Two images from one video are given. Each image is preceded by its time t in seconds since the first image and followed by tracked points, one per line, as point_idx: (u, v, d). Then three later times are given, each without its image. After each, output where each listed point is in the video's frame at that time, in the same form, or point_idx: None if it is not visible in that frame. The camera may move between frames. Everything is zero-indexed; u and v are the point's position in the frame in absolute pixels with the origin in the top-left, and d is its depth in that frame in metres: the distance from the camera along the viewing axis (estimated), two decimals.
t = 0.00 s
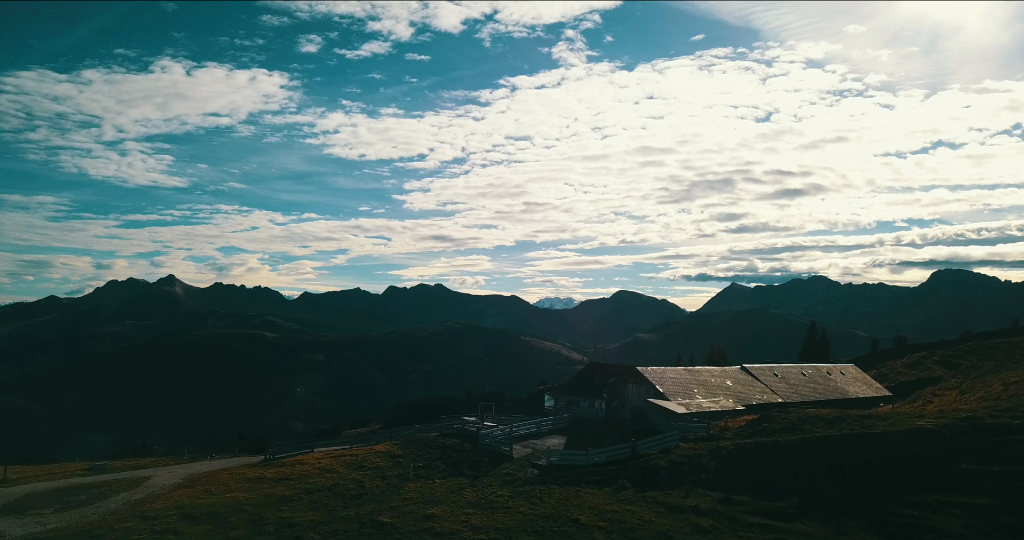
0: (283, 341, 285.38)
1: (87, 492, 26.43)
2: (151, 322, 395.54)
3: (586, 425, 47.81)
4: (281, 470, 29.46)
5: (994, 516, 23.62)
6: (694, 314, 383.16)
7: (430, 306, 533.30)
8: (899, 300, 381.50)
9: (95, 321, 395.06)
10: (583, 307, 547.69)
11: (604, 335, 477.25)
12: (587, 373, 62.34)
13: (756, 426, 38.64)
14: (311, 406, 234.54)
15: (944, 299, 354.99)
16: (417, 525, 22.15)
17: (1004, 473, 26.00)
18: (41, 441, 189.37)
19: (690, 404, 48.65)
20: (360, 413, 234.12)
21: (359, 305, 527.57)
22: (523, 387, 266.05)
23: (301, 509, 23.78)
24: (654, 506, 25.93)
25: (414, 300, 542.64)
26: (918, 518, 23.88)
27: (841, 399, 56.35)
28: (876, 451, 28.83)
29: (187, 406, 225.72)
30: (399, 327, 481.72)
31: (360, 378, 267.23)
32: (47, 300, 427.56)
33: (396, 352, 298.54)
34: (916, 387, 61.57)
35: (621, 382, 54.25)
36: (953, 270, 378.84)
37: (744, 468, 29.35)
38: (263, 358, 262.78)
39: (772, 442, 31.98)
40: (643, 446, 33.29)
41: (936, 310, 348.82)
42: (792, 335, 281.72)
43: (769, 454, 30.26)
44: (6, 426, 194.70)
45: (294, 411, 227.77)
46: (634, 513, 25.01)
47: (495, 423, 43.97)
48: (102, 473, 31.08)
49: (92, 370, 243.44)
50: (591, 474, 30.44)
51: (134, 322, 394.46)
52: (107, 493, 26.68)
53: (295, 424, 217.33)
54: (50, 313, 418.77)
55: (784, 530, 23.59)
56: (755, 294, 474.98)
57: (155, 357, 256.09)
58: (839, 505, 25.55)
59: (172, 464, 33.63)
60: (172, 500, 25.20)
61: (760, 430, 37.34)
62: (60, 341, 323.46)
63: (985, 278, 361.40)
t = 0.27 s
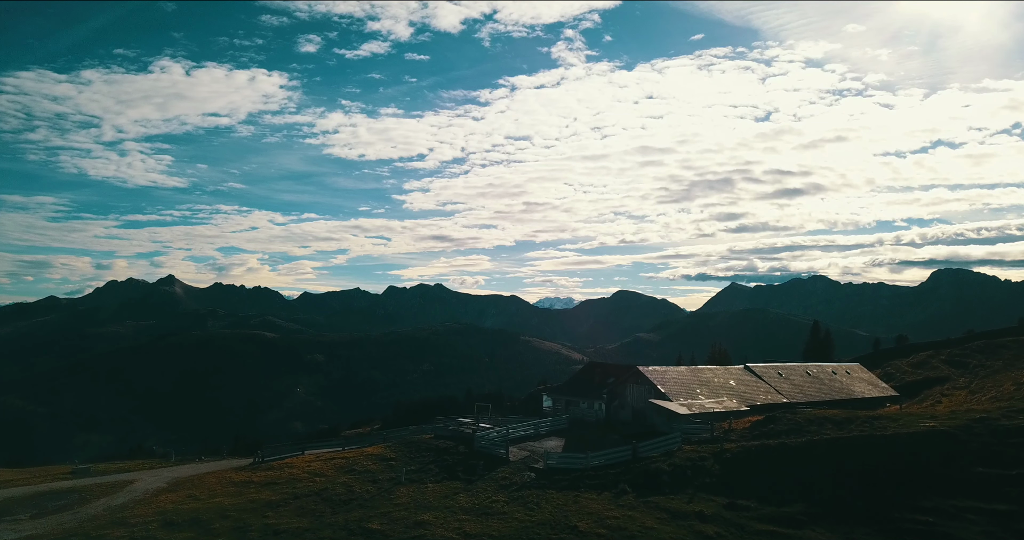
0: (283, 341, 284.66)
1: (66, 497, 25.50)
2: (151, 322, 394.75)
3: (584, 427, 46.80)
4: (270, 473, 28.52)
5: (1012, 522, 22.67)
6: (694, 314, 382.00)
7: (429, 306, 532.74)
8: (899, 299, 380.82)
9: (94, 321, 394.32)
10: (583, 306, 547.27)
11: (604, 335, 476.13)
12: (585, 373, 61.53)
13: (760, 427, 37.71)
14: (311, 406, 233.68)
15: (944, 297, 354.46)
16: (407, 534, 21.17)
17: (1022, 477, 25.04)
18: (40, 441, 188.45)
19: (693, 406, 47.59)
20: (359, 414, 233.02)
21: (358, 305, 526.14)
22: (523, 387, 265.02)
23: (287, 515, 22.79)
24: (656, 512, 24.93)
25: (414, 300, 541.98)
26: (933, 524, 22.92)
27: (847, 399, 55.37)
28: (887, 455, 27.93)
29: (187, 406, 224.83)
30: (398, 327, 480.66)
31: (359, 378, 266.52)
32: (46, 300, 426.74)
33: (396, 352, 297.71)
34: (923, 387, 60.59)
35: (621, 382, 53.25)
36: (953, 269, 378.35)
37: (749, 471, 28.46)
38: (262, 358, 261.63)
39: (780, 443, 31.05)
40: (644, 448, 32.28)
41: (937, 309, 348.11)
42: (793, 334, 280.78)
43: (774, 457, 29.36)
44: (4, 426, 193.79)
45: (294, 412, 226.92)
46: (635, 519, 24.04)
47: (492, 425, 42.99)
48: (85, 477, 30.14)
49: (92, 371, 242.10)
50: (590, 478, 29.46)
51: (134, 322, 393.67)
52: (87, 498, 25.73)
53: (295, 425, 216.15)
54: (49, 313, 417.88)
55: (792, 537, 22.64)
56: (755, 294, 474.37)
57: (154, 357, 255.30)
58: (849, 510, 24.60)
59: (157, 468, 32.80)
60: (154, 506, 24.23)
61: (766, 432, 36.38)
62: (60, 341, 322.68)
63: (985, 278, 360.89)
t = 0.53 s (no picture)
0: (283, 341, 283.94)
1: (47, 502, 24.67)
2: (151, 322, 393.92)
3: (584, 429, 45.89)
4: (259, 476, 27.73)
5: None
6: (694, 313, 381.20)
7: (429, 306, 532.10)
8: (899, 299, 380.32)
9: (94, 321, 393.41)
10: (583, 306, 546.70)
11: (604, 334, 475.31)
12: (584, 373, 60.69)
13: (766, 429, 36.89)
14: (311, 406, 232.94)
15: (944, 297, 353.94)
16: None
17: None
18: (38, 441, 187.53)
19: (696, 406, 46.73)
20: (359, 414, 232.11)
21: (358, 305, 524.98)
22: (523, 387, 264.23)
23: (275, 521, 21.95)
24: (658, 517, 24.09)
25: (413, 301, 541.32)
26: (947, 531, 22.14)
27: (853, 399, 54.56)
28: (898, 458, 27.13)
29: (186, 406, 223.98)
30: (398, 327, 479.77)
31: (359, 378, 265.81)
32: (46, 300, 425.73)
33: (395, 352, 297.06)
34: (930, 387, 59.77)
35: (621, 382, 52.39)
36: (952, 269, 377.91)
37: (755, 475, 27.62)
38: (261, 359, 260.66)
39: (786, 445, 30.18)
40: (645, 451, 31.41)
41: (936, 309, 347.57)
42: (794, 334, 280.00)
43: (780, 460, 28.52)
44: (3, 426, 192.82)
45: (294, 412, 226.20)
46: (638, 526, 23.17)
47: (489, 426, 42.12)
48: (69, 480, 29.29)
49: (91, 371, 241.18)
50: (590, 482, 28.58)
51: (133, 322, 392.77)
52: (70, 503, 24.89)
53: (295, 425, 215.27)
54: (49, 313, 416.84)
55: None
56: (755, 294, 473.81)
57: (154, 357, 254.59)
58: (860, 516, 23.78)
59: (144, 470, 32.04)
60: (138, 511, 23.37)
61: (772, 434, 35.56)
62: (59, 342, 321.75)
63: (985, 277, 360.40)
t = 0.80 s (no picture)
0: (282, 341, 283.18)
1: (27, 506, 23.85)
2: (150, 323, 392.71)
3: (584, 430, 45.03)
4: (248, 480, 26.96)
5: None
6: (695, 313, 380.50)
7: (429, 306, 531.41)
8: (899, 298, 379.61)
9: (94, 321, 392.27)
10: (583, 306, 546.01)
11: (604, 335, 474.50)
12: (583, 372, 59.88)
13: (773, 430, 36.07)
14: (311, 406, 232.19)
15: (945, 296, 353.46)
16: None
17: None
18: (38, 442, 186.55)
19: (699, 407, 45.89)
20: (359, 414, 231.18)
21: (358, 306, 523.98)
22: (524, 387, 263.42)
23: (261, 527, 21.15)
24: (660, 523, 23.28)
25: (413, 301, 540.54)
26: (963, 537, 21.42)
27: (858, 400, 53.76)
28: (910, 461, 26.40)
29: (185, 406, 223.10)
30: (398, 328, 478.79)
31: (359, 378, 265.09)
32: (46, 301, 424.50)
33: (395, 352, 296.37)
34: (937, 387, 58.94)
35: (621, 382, 51.49)
36: (952, 269, 377.30)
37: (761, 478, 26.89)
38: (261, 359, 259.76)
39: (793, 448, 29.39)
40: (647, 453, 30.55)
41: (936, 308, 346.88)
42: (795, 334, 279.19)
43: (787, 463, 27.75)
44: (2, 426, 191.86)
45: (294, 411, 225.41)
46: (640, 531, 22.41)
47: (485, 428, 41.30)
48: (52, 484, 28.44)
49: (90, 372, 240.25)
50: (589, 485, 27.73)
51: (133, 323, 391.37)
52: (51, 507, 24.10)
53: (295, 425, 214.34)
54: (48, 314, 415.88)
55: None
56: (755, 294, 473.03)
57: (154, 357, 253.78)
58: (869, 520, 23.08)
59: (131, 474, 31.29)
60: (120, 516, 22.53)
61: (777, 435, 34.82)
62: (58, 342, 320.78)
63: (985, 277, 359.75)
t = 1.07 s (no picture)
0: (282, 341, 283.04)
1: (7, 511, 23.74)
2: (151, 323, 392.50)
3: (585, 431, 44.74)
4: (234, 484, 26.86)
5: None
6: (695, 313, 380.46)
7: (429, 306, 531.41)
8: (899, 298, 379.69)
9: (93, 322, 391.77)
10: (582, 306, 545.90)
11: (604, 334, 474.31)
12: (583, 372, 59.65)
13: (781, 432, 35.89)
14: (311, 406, 232.01)
15: (944, 295, 353.82)
16: None
17: None
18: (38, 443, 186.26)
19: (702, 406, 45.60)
20: (360, 414, 230.89)
21: (357, 306, 523.68)
22: (524, 387, 263.39)
23: (245, 533, 20.97)
24: (663, 530, 23.10)
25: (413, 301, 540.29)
26: None
27: (865, 400, 53.58)
28: (922, 471, 26.27)
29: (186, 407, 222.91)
30: (398, 328, 478.42)
31: (360, 378, 264.89)
32: (46, 301, 424.24)
33: (395, 352, 296.27)
34: (944, 387, 58.80)
35: (622, 382, 51.17)
36: (952, 269, 377.48)
37: (770, 483, 26.74)
38: (261, 359, 259.39)
39: (803, 452, 29.20)
40: (649, 456, 30.37)
41: (936, 307, 346.98)
42: (795, 333, 279.00)
43: (796, 469, 27.59)
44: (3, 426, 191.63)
45: (294, 411, 225.24)
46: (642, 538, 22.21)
47: (482, 429, 41.13)
48: (35, 488, 28.37)
49: (90, 372, 239.72)
50: (588, 489, 27.57)
51: (133, 323, 391.12)
52: (31, 512, 23.97)
53: (295, 425, 213.90)
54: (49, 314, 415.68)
55: None
56: (755, 293, 473.02)
57: (154, 357, 253.63)
58: (883, 530, 22.92)
59: (114, 477, 31.18)
60: (101, 521, 22.39)
61: (787, 437, 34.61)
62: (58, 343, 320.54)
63: (985, 276, 359.87)
